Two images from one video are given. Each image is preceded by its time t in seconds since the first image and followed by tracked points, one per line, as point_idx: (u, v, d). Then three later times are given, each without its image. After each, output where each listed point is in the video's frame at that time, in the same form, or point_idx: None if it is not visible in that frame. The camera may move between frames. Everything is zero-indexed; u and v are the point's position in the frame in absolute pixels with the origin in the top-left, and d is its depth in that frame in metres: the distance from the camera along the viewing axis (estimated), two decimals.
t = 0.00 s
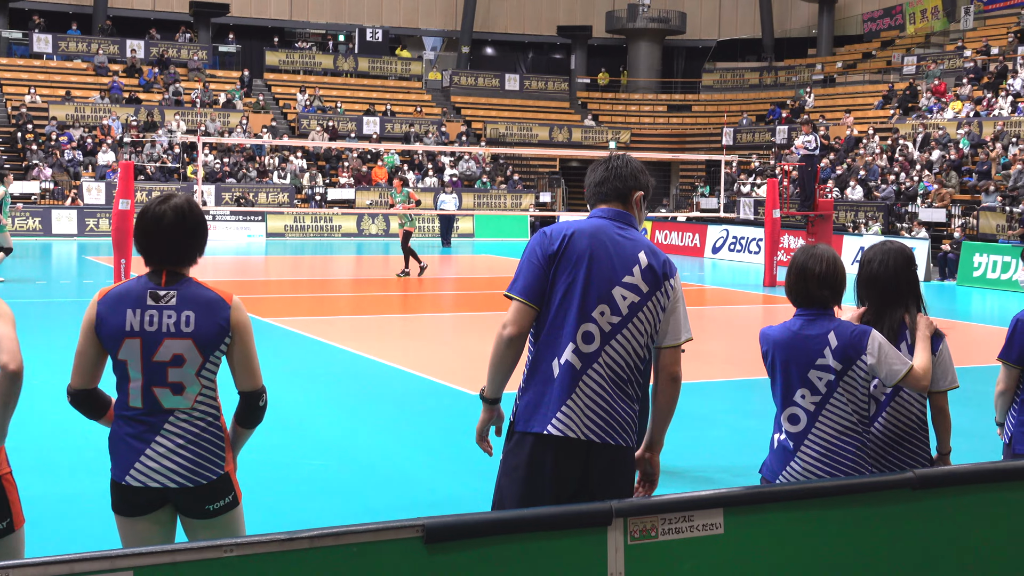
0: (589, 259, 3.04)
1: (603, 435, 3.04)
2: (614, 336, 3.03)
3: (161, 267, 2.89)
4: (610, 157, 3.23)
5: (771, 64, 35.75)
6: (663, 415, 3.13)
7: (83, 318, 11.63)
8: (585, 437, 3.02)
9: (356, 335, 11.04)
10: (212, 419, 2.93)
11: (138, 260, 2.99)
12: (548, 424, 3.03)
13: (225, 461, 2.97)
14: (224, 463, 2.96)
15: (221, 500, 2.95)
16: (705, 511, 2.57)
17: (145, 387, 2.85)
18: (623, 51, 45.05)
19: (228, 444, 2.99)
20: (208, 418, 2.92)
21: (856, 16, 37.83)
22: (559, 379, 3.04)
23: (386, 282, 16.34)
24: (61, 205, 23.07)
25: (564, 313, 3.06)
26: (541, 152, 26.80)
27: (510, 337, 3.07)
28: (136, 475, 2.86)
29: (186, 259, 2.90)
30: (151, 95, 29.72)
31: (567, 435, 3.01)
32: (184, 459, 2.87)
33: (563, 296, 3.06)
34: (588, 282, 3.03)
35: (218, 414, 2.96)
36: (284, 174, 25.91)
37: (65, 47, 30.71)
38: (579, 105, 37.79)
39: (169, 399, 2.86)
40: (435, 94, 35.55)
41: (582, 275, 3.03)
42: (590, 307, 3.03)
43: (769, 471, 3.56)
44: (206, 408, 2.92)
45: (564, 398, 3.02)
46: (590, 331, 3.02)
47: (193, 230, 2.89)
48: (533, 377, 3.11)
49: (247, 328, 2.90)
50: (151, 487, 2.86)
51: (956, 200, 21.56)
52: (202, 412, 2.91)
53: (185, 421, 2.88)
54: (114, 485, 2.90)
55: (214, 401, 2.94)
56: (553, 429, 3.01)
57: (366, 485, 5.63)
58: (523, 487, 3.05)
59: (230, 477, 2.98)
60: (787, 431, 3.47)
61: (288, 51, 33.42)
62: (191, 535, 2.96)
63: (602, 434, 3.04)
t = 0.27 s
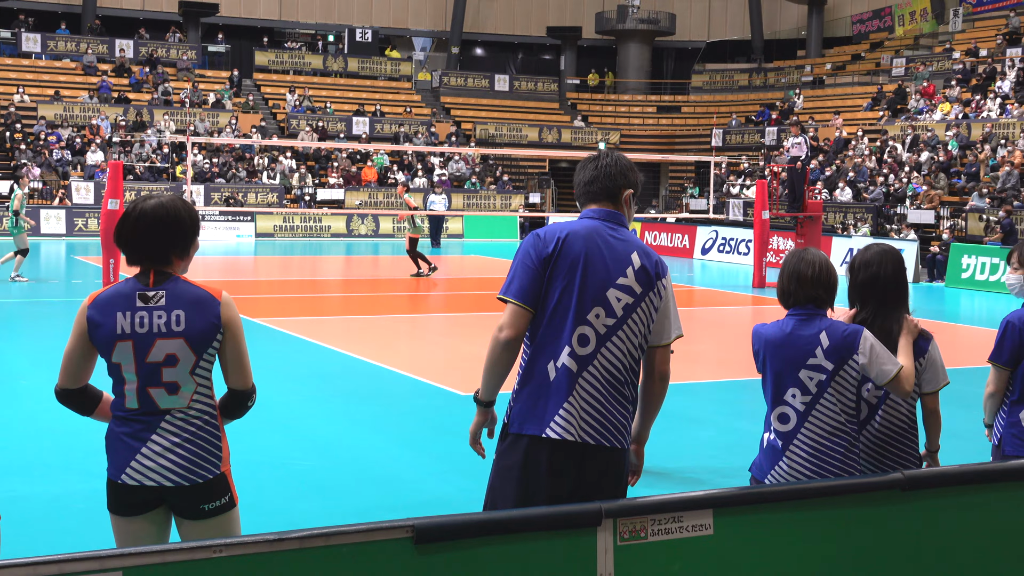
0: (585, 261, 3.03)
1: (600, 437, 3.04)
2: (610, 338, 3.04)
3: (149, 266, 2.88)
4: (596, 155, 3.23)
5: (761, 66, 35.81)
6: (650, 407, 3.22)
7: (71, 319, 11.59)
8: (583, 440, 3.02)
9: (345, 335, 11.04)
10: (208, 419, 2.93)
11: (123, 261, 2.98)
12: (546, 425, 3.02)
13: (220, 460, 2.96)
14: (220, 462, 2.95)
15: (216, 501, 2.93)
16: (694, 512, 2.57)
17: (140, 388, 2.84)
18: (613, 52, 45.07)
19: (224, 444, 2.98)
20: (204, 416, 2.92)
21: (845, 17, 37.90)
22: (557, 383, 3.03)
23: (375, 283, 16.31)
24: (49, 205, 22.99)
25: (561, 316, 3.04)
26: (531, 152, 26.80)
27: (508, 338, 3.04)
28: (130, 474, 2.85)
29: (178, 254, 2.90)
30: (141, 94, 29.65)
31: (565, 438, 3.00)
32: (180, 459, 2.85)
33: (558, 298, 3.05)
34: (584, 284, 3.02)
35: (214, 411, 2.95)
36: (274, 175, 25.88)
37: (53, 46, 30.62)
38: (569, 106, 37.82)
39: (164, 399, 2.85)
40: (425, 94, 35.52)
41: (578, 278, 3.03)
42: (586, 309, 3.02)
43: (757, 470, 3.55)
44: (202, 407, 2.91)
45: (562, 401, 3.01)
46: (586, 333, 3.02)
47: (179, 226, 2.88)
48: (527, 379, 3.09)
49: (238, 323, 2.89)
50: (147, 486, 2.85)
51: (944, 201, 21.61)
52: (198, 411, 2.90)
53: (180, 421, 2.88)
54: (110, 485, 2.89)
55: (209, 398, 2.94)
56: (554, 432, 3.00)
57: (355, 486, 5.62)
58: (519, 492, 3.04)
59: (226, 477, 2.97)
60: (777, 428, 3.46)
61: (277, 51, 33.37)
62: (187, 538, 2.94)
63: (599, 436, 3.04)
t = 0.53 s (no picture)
0: (565, 269, 3.03)
1: (588, 441, 3.05)
2: (594, 343, 3.04)
3: (155, 265, 2.90)
4: (574, 155, 3.21)
5: (752, 68, 35.90)
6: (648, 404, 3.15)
7: (62, 319, 11.57)
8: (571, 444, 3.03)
9: (336, 336, 11.04)
10: (211, 419, 2.94)
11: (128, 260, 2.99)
12: (532, 433, 3.02)
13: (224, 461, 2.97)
14: (223, 462, 2.96)
15: (219, 500, 2.94)
16: (685, 513, 2.58)
17: (143, 388, 2.86)
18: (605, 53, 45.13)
19: (228, 444, 2.99)
20: (207, 417, 2.93)
21: (836, 20, 37.98)
22: (542, 390, 3.03)
23: (365, 284, 16.30)
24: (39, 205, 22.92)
25: (544, 322, 3.04)
26: (522, 154, 26.81)
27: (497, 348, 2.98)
28: (134, 474, 2.86)
29: (186, 253, 2.92)
30: (132, 94, 29.59)
31: (553, 446, 3.01)
32: (182, 458, 2.87)
33: (541, 306, 3.04)
34: (565, 292, 3.02)
35: (217, 410, 2.97)
36: (264, 175, 25.85)
37: (44, 45, 30.54)
38: (560, 108, 37.85)
39: (166, 399, 2.87)
40: (417, 95, 35.50)
41: (560, 285, 3.02)
42: (569, 315, 3.02)
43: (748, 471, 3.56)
44: (205, 407, 2.93)
45: (548, 409, 3.02)
46: (570, 340, 3.02)
47: (188, 228, 2.90)
48: (513, 385, 3.09)
49: (241, 325, 2.91)
50: (151, 485, 2.86)
51: (934, 204, 21.67)
52: (201, 411, 2.92)
53: (183, 420, 2.90)
54: (114, 485, 2.91)
55: (213, 398, 2.95)
56: (540, 439, 3.01)
57: (347, 488, 5.62)
58: (508, 496, 3.05)
59: (230, 476, 2.98)
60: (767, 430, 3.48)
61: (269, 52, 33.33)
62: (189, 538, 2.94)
63: (586, 440, 3.05)
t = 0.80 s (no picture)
0: (538, 274, 3.01)
1: (573, 443, 3.05)
2: (572, 346, 3.04)
3: (163, 264, 2.90)
4: (542, 154, 3.18)
5: (744, 70, 35.95)
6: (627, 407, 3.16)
7: (55, 319, 11.55)
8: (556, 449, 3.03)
9: (328, 337, 11.03)
10: (218, 420, 2.94)
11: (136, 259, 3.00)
12: (513, 439, 3.02)
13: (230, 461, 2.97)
14: (229, 463, 2.96)
15: (224, 501, 2.95)
16: (677, 515, 2.57)
17: (149, 389, 2.86)
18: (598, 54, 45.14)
19: (234, 445, 2.99)
20: (214, 417, 2.94)
21: (829, 22, 38.03)
22: (523, 397, 3.03)
23: (358, 285, 16.28)
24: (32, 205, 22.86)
25: (522, 327, 3.03)
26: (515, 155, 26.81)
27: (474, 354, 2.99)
28: (141, 474, 2.87)
29: (193, 254, 2.93)
30: (124, 94, 29.53)
31: (537, 451, 3.01)
32: (189, 459, 2.87)
33: (517, 313, 3.03)
34: (540, 298, 3.01)
35: (224, 411, 2.97)
36: (257, 174, 25.81)
37: (36, 45, 30.49)
38: (553, 109, 37.88)
39: (173, 401, 2.87)
40: (410, 96, 35.48)
41: (534, 290, 3.01)
42: (546, 320, 3.02)
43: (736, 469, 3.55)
44: (213, 407, 2.93)
45: (529, 415, 3.02)
46: (549, 345, 3.02)
47: (198, 228, 2.91)
48: (496, 390, 3.09)
49: (248, 326, 2.91)
50: (158, 486, 2.87)
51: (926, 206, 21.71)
52: (207, 412, 2.92)
53: (190, 421, 2.90)
54: (120, 485, 2.91)
55: (220, 399, 2.95)
56: (523, 445, 3.01)
57: (339, 489, 5.61)
58: (489, 496, 3.04)
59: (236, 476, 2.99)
60: (755, 425, 3.48)
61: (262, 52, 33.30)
62: (192, 538, 2.94)
63: (572, 444, 3.05)
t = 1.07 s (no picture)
0: (496, 276, 3.00)
1: (539, 445, 3.04)
2: (535, 348, 3.03)
3: (154, 264, 2.90)
4: (499, 153, 3.18)
5: (724, 72, 36.08)
6: (589, 405, 3.17)
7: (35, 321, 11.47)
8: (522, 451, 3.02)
9: (309, 339, 11.01)
10: (209, 419, 2.94)
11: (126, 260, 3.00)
12: (477, 442, 3.00)
13: (220, 461, 2.97)
14: (220, 463, 2.96)
15: (214, 501, 2.94)
16: (657, 516, 2.57)
17: (141, 391, 2.86)
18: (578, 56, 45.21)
19: (224, 445, 2.99)
20: (205, 418, 2.94)
21: (808, 24, 38.14)
22: (485, 400, 3.01)
23: (338, 286, 16.25)
24: (8, 206, 22.72)
25: (483, 330, 3.02)
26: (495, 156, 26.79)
27: (432, 360, 2.99)
28: (132, 475, 2.86)
29: (184, 254, 2.93)
30: (103, 94, 29.40)
31: (503, 452, 3.00)
32: (180, 459, 2.87)
33: (478, 315, 3.02)
34: (504, 299, 3.00)
35: (214, 412, 2.97)
36: (235, 175, 25.72)
37: (13, 45, 30.31)
38: (534, 111, 37.88)
39: (164, 402, 2.87)
40: (390, 97, 35.42)
41: (495, 291, 3.00)
42: (509, 321, 3.01)
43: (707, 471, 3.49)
44: (203, 409, 2.93)
45: (493, 418, 3.00)
46: (512, 346, 3.01)
47: (186, 230, 2.91)
48: (457, 393, 3.06)
49: (239, 328, 2.92)
50: (149, 486, 2.86)
51: (904, 207, 21.80)
52: (198, 412, 2.92)
53: (181, 422, 2.90)
54: (110, 488, 2.90)
55: (210, 399, 2.96)
56: (487, 447, 2.99)
57: (321, 491, 5.59)
58: (454, 498, 3.01)
59: (224, 475, 2.98)
60: (730, 425, 3.44)
61: (241, 52, 33.18)
62: (181, 537, 2.93)
63: (538, 444, 3.04)
